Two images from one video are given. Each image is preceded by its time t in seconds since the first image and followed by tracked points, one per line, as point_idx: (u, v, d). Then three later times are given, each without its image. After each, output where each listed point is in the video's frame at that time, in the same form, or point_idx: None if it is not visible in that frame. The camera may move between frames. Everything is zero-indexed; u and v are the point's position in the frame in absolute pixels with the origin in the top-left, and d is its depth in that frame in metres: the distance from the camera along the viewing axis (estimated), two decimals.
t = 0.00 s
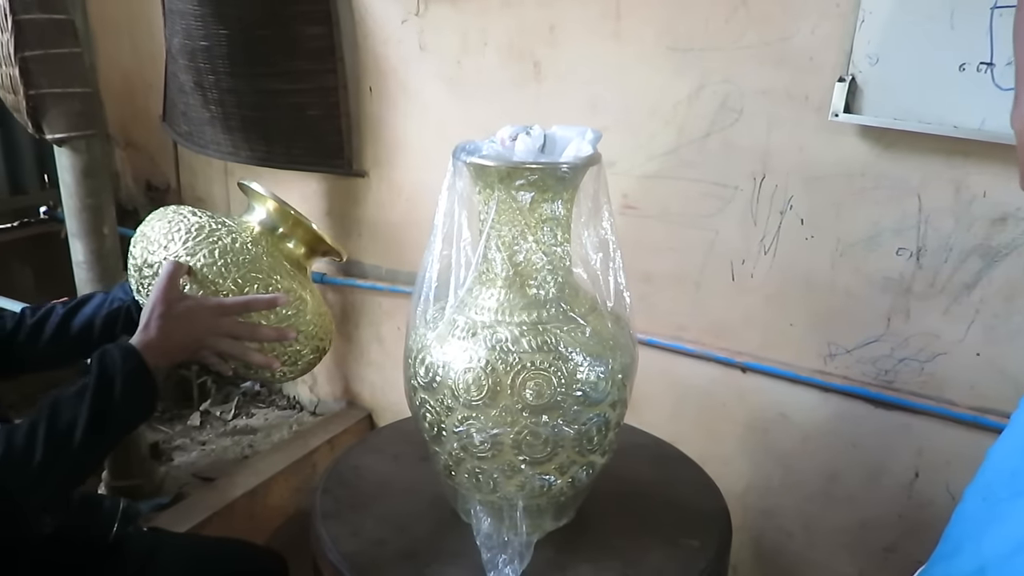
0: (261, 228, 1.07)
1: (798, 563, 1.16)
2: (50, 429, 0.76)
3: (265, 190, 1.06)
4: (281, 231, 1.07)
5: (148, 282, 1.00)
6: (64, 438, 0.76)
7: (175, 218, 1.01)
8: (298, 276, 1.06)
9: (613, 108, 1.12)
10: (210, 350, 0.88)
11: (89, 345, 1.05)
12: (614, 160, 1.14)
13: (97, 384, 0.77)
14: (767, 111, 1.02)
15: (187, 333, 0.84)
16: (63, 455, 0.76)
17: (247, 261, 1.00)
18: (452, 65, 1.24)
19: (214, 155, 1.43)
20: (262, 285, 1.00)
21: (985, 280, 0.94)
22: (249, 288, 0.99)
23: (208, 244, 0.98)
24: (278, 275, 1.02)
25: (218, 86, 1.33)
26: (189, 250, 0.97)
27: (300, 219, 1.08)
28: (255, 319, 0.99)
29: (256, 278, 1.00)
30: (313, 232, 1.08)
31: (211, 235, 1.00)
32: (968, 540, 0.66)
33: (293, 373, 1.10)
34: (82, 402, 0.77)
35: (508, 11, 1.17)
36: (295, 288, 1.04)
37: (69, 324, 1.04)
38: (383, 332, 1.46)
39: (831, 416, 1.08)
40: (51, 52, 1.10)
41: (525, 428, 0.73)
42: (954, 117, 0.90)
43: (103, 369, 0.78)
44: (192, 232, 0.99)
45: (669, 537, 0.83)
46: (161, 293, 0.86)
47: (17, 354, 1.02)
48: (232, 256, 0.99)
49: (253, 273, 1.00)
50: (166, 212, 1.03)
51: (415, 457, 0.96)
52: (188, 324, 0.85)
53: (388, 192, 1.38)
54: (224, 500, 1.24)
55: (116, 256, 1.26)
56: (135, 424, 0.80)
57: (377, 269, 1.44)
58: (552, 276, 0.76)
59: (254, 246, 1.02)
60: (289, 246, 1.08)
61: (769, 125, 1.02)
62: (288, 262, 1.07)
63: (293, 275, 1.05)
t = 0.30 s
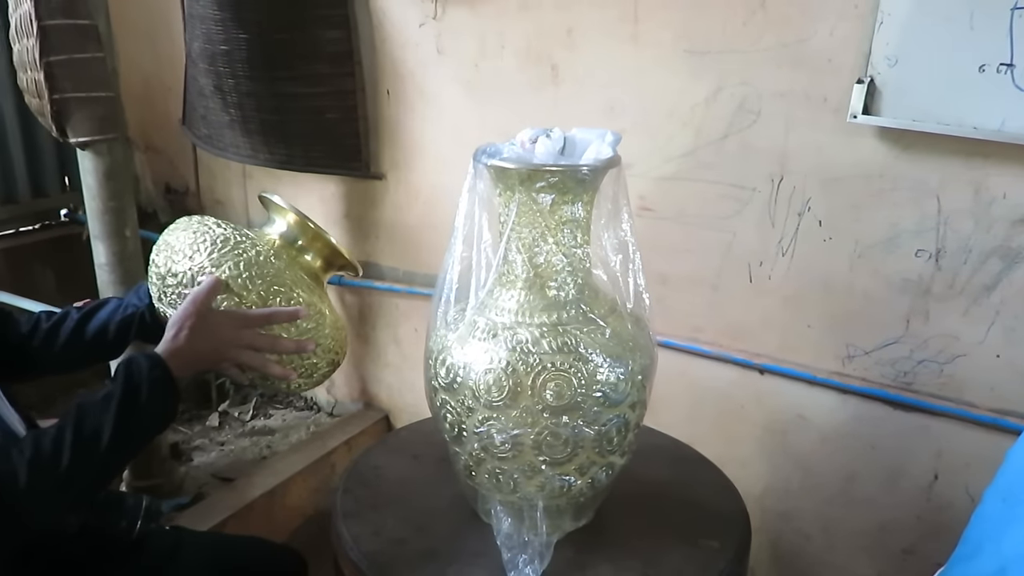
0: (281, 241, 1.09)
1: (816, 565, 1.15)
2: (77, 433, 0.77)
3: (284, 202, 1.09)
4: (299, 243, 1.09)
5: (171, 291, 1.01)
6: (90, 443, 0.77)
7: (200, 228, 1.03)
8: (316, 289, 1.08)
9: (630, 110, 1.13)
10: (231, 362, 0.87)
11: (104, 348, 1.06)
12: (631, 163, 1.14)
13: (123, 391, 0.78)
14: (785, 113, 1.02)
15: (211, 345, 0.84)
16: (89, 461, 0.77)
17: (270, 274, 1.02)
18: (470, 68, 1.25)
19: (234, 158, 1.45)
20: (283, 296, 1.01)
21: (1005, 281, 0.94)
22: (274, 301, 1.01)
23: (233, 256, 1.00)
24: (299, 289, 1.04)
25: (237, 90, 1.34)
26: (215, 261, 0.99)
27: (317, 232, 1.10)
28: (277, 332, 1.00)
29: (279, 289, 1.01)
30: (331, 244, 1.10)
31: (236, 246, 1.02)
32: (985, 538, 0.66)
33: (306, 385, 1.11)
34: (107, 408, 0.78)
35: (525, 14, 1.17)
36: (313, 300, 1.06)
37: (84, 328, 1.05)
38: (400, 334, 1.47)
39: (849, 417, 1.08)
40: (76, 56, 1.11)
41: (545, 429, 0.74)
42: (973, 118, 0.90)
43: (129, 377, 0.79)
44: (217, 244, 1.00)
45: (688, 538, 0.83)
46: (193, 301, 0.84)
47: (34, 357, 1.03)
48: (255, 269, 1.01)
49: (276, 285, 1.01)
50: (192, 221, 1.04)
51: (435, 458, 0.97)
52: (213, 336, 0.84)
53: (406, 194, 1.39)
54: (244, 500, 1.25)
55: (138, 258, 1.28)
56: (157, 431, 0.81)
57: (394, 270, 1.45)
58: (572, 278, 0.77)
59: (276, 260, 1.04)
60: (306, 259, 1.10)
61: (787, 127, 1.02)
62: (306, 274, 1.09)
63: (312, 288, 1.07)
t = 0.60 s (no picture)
0: (311, 255, 1.13)
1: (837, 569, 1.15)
2: (111, 438, 0.77)
3: (317, 219, 1.13)
4: (328, 258, 1.13)
5: (204, 300, 1.03)
6: (125, 446, 0.77)
7: (239, 240, 1.05)
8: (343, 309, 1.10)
9: (650, 114, 1.13)
10: (260, 375, 0.89)
11: (126, 353, 1.07)
12: (651, 166, 1.14)
13: (159, 397, 0.79)
14: (806, 117, 1.02)
15: (246, 355, 0.86)
16: (123, 465, 0.77)
17: (303, 290, 1.04)
18: (490, 72, 1.26)
19: (256, 162, 1.46)
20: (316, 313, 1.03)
21: None
22: (307, 317, 1.02)
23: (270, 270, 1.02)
24: (330, 307, 1.06)
25: (260, 94, 1.36)
26: (252, 273, 1.02)
27: (346, 249, 1.14)
28: (305, 347, 1.01)
29: (312, 306, 1.03)
30: (359, 263, 1.14)
31: (273, 261, 1.04)
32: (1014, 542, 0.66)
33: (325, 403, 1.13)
34: (143, 414, 0.79)
35: (546, 18, 1.18)
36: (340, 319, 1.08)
37: (107, 332, 1.07)
38: (420, 336, 1.48)
39: (870, 422, 1.08)
40: (103, 62, 1.13)
41: (568, 432, 0.74)
42: (997, 122, 0.90)
43: (164, 384, 0.80)
44: (255, 257, 1.03)
45: (710, 541, 0.83)
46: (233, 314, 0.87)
47: (60, 359, 1.04)
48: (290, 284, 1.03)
49: (310, 301, 1.03)
50: (230, 232, 1.07)
51: (456, 460, 0.97)
52: (248, 346, 0.86)
53: (426, 197, 1.40)
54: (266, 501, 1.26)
55: (162, 261, 1.29)
56: (189, 439, 0.82)
57: (414, 273, 1.46)
58: (594, 282, 0.77)
59: (308, 276, 1.07)
60: (334, 274, 1.14)
61: (808, 131, 1.02)
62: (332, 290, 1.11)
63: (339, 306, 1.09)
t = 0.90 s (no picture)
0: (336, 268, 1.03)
1: None
2: (152, 451, 0.77)
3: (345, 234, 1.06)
4: (354, 274, 1.04)
5: (239, 318, 0.94)
6: (167, 457, 0.77)
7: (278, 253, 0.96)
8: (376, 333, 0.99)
9: (670, 118, 1.13)
10: (292, 397, 0.86)
11: (142, 352, 1.08)
12: (670, 171, 1.15)
13: (202, 414, 0.79)
14: (828, 121, 1.02)
15: (280, 375, 0.83)
16: (162, 478, 0.77)
17: (339, 313, 0.94)
18: (510, 77, 1.26)
19: (277, 165, 1.47)
20: (351, 338, 0.93)
21: None
22: (341, 343, 0.92)
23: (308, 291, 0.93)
24: (366, 331, 0.97)
25: (281, 98, 1.38)
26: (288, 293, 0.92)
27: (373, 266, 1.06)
28: (336, 373, 0.92)
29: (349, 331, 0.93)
30: (386, 282, 1.06)
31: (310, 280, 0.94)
32: None
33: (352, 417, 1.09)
34: (186, 429, 0.78)
35: (566, 21, 1.18)
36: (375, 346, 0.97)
37: (124, 331, 1.08)
38: (438, 338, 1.49)
39: (891, 428, 1.07)
40: (129, 66, 1.14)
41: (588, 436, 0.74)
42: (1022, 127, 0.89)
43: (206, 398, 0.80)
44: (294, 277, 0.93)
45: (730, 547, 0.83)
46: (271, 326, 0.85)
47: (79, 360, 1.05)
48: (326, 305, 0.93)
49: (345, 325, 0.93)
50: (269, 243, 0.97)
51: (475, 463, 0.97)
52: (283, 364, 0.84)
53: (445, 201, 1.40)
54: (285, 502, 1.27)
55: (184, 263, 1.31)
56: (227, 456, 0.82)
57: (433, 276, 1.47)
58: (615, 286, 0.77)
59: (344, 298, 0.97)
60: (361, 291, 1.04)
61: (829, 135, 1.02)
62: (361, 311, 1.01)
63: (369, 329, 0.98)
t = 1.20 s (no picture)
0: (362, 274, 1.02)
1: None
2: (188, 455, 0.79)
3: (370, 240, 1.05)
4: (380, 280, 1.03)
5: (271, 325, 0.91)
6: (203, 461, 0.79)
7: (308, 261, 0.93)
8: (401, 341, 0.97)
9: (691, 122, 1.13)
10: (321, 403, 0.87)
11: (169, 353, 1.09)
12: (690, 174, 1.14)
13: (237, 421, 0.81)
14: (851, 125, 1.01)
15: (312, 384, 0.84)
16: (196, 481, 0.79)
17: (368, 322, 0.92)
18: (531, 80, 1.27)
19: (298, 168, 1.48)
20: (381, 348, 0.91)
21: None
22: (370, 352, 0.90)
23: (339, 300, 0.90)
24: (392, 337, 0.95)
25: (303, 101, 1.39)
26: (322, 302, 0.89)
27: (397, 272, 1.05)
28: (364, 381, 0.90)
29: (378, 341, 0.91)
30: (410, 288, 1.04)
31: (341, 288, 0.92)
32: None
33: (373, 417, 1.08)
34: (221, 435, 0.80)
35: (587, 25, 1.18)
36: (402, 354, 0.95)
37: (153, 332, 1.08)
38: (457, 341, 1.49)
39: (914, 433, 1.06)
40: (154, 69, 1.15)
41: (610, 439, 0.74)
42: None
43: (241, 406, 0.82)
44: (324, 288, 0.90)
45: (751, 551, 0.82)
46: (300, 332, 0.85)
47: (108, 360, 1.07)
48: (356, 314, 0.91)
49: (373, 333, 0.91)
50: (297, 251, 0.95)
51: (495, 465, 0.98)
52: (313, 372, 0.84)
53: (465, 204, 1.41)
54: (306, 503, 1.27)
55: (207, 264, 1.32)
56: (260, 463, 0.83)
57: (453, 279, 1.47)
58: (637, 289, 0.77)
59: (371, 305, 0.95)
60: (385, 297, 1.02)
61: (852, 139, 1.01)
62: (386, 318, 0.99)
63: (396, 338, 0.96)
